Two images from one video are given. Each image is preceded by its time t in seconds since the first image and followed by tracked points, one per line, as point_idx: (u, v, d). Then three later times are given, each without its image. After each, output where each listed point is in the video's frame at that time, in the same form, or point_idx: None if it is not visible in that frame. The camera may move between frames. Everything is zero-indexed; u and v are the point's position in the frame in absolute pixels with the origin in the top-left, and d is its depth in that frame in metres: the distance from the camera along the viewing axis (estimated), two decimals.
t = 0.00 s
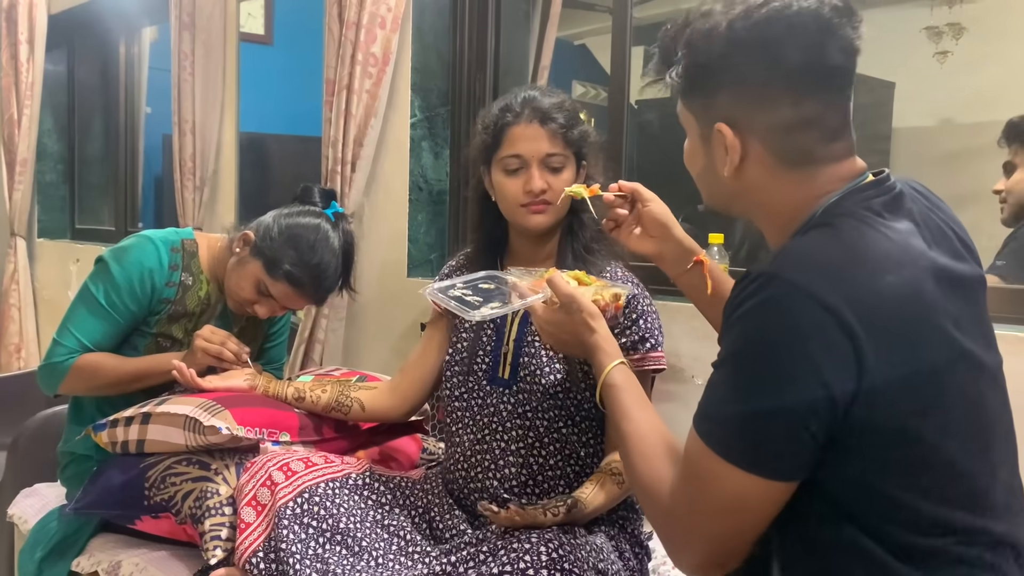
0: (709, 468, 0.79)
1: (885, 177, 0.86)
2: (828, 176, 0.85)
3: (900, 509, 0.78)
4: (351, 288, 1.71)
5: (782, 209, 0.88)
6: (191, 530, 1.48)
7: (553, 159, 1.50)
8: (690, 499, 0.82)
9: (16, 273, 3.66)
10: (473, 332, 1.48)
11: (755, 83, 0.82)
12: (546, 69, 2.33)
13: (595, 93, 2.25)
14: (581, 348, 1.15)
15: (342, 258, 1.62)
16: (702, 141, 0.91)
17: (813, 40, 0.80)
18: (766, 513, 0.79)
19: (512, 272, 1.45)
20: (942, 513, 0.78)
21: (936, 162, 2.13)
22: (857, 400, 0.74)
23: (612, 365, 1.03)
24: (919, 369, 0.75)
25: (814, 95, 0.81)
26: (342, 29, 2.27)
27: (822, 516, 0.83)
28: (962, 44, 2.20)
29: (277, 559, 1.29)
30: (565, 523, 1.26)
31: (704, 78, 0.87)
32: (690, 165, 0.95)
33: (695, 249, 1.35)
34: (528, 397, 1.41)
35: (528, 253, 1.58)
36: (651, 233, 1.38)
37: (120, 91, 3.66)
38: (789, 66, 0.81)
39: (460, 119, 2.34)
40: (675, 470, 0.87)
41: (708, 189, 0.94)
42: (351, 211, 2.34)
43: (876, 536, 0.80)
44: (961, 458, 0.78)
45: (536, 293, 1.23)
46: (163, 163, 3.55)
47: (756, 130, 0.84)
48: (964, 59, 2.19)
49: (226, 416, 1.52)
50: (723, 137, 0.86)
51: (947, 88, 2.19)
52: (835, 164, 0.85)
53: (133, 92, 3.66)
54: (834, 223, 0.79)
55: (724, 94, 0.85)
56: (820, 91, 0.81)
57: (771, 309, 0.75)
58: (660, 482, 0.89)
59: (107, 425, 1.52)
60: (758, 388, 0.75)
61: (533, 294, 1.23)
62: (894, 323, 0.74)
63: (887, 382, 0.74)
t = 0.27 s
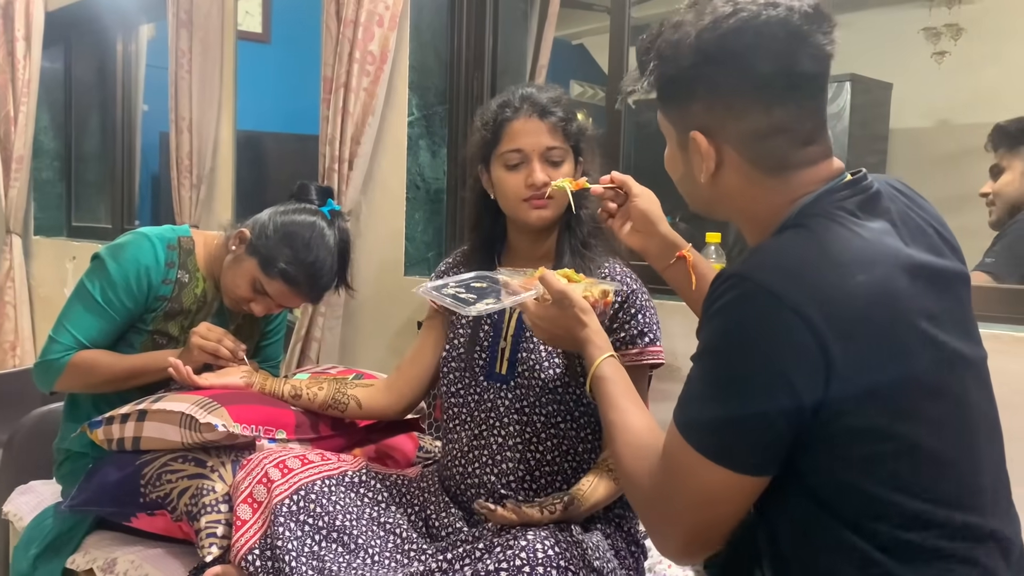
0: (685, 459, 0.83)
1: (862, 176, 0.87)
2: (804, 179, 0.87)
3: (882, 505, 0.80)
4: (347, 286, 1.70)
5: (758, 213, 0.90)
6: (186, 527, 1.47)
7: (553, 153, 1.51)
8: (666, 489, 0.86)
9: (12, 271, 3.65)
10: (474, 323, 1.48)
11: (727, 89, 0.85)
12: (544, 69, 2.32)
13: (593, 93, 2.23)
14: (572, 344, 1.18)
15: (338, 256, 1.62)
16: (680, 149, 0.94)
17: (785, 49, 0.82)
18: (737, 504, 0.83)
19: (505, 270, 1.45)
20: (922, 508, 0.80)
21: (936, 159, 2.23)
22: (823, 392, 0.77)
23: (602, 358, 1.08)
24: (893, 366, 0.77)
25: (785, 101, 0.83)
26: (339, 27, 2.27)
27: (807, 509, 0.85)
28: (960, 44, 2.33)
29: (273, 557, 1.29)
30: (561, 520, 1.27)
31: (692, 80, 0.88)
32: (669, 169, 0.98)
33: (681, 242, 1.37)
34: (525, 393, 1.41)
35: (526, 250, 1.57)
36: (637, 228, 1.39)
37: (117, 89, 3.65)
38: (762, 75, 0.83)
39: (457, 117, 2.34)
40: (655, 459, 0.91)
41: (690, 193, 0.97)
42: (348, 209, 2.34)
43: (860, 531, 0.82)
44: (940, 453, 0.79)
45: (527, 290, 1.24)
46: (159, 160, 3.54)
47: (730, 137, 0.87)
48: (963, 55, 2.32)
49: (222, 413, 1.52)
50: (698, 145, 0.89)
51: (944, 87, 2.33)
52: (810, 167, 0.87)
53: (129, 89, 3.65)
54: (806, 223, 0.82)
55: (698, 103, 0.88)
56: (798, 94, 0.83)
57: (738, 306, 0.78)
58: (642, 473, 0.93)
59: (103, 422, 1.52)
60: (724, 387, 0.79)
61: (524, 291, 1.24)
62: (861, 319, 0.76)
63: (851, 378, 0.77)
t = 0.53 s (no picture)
0: (671, 453, 0.84)
1: (847, 176, 0.87)
2: (789, 181, 0.87)
3: (875, 502, 0.80)
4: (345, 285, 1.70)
5: (744, 214, 0.90)
6: (185, 526, 1.47)
7: (548, 153, 1.51)
8: (655, 483, 0.87)
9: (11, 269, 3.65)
10: (472, 320, 1.49)
11: (715, 89, 0.85)
12: (542, 67, 2.32)
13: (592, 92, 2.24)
14: (569, 341, 1.18)
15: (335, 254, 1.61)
16: (668, 150, 0.95)
17: (769, 53, 0.82)
18: (723, 498, 0.84)
19: (505, 268, 1.45)
20: (914, 506, 0.80)
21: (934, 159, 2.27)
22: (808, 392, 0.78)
23: (597, 355, 1.08)
24: (885, 364, 0.78)
25: (771, 103, 0.83)
26: (338, 26, 2.27)
27: (801, 506, 0.85)
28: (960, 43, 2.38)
29: (272, 556, 1.29)
30: (559, 517, 1.27)
31: (684, 82, 0.88)
32: (660, 170, 0.99)
33: (673, 244, 1.42)
34: (525, 388, 1.41)
35: (524, 248, 1.57)
36: (633, 232, 1.41)
37: (115, 87, 3.64)
38: (749, 77, 0.83)
39: (456, 116, 2.34)
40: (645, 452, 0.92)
41: (680, 194, 0.97)
42: (347, 208, 2.34)
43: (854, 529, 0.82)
44: (932, 450, 0.80)
45: (526, 288, 1.25)
46: (158, 159, 3.53)
47: (715, 138, 0.87)
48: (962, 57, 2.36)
49: (221, 412, 1.52)
50: (686, 147, 0.89)
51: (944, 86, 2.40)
52: (796, 168, 0.87)
53: (128, 87, 3.64)
54: (787, 223, 0.82)
55: (686, 104, 0.89)
56: (784, 98, 0.84)
57: (718, 303, 0.79)
58: (632, 467, 0.93)
59: (101, 421, 1.52)
60: (706, 387, 0.80)
61: (524, 290, 1.25)
62: (842, 317, 0.77)
63: (835, 376, 0.77)
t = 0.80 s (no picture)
0: (670, 447, 0.84)
1: (846, 174, 0.88)
2: (789, 179, 0.87)
3: (874, 498, 0.81)
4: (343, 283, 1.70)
5: (745, 210, 0.90)
6: (185, 524, 1.48)
7: (544, 153, 1.52)
8: (654, 479, 0.87)
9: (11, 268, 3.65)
10: (471, 317, 1.49)
11: (714, 88, 0.86)
12: (542, 66, 2.32)
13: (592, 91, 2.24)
14: (569, 339, 1.18)
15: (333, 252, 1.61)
16: (667, 148, 0.95)
17: (767, 51, 0.83)
18: (721, 493, 0.84)
19: (505, 266, 1.45)
20: (912, 501, 0.81)
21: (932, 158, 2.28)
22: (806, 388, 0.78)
23: (596, 353, 1.08)
24: (882, 360, 0.78)
25: (769, 101, 0.84)
26: (338, 25, 2.26)
27: (801, 503, 0.86)
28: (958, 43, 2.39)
29: (273, 556, 1.29)
30: (560, 514, 1.27)
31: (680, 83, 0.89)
32: (660, 169, 0.99)
33: (669, 247, 1.43)
34: (524, 382, 1.42)
35: (521, 246, 1.57)
36: (630, 234, 1.43)
37: (115, 86, 3.64)
38: (747, 76, 0.83)
39: (455, 115, 2.34)
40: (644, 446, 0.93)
41: (680, 192, 0.98)
42: (347, 207, 2.33)
43: (852, 524, 0.83)
44: (929, 445, 0.80)
45: (526, 285, 1.25)
46: (158, 158, 3.53)
47: (714, 136, 0.87)
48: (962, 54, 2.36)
49: (222, 410, 1.52)
50: (686, 145, 0.89)
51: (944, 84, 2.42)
52: (794, 167, 0.87)
53: (128, 86, 3.64)
54: (787, 221, 0.83)
55: (685, 104, 0.89)
56: (782, 94, 0.84)
57: (717, 300, 0.80)
58: (631, 462, 0.94)
59: (101, 420, 1.52)
60: (705, 383, 0.80)
61: (524, 286, 1.25)
62: (842, 313, 0.77)
63: (834, 373, 0.77)
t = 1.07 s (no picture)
0: (671, 447, 0.84)
1: (848, 173, 0.88)
2: (793, 175, 0.87)
3: (874, 498, 0.80)
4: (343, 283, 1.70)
5: (747, 208, 0.90)
6: (185, 524, 1.47)
7: (550, 152, 1.53)
8: (654, 479, 0.87)
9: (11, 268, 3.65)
10: (471, 316, 1.49)
11: (717, 86, 0.85)
12: (542, 66, 2.32)
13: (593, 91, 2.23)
14: (568, 339, 1.18)
15: (332, 252, 1.61)
16: (670, 146, 0.95)
17: (771, 50, 0.82)
18: (721, 493, 0.84)
19: (505, 266, 1.45)
20: (913, 501, 0.80)
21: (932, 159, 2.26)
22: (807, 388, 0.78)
23: (595, 353, 1.08)
24: (883, 358, 0.78)
25: (772, 100, 0.83)
26: (338, 24, 2.26)
27: (802, 502, 0.86)
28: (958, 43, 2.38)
29: (273, 555, 1.29)
30: (560, 512, 1.27)
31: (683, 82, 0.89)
32: (662, 167, 0.99)
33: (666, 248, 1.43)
34: (524, 379, 1.42)
35: (519, 244, 1.57)
36: (627, 235, 1.43)
37: (115, 86, 3.64)
38: (751, 74, 0.83)
39: (455, 114, 2.34)
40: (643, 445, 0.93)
41: (682, 191, 0.98)
42: (347, 207, 2.33)
43: (853, 524, 0.83)
44: (930, 444, 0.80)
45: (526, 285, 1.25)
46: (158, 158, 3.53)
47: (717, 134, 0.87)
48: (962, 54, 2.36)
49: (221, 409, 1.52)
50: (689, 143, 0.90)
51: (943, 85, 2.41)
52: (798, 165, 0.87)
53: (128, 86, 3.63)
54: (789, 220, 0.83)
55: (688, 102, 0.89)
56: (785, 93, 0.83)
57: (718, 299, 0.79)
58: (631, 462, 0.94)
59: (101, 419, 1.52)
60: (706, 382, 0.80)
61: (524, 286, 1.25)
62: (843, 312, 0.77)
63: (835, 372, 0.77)
